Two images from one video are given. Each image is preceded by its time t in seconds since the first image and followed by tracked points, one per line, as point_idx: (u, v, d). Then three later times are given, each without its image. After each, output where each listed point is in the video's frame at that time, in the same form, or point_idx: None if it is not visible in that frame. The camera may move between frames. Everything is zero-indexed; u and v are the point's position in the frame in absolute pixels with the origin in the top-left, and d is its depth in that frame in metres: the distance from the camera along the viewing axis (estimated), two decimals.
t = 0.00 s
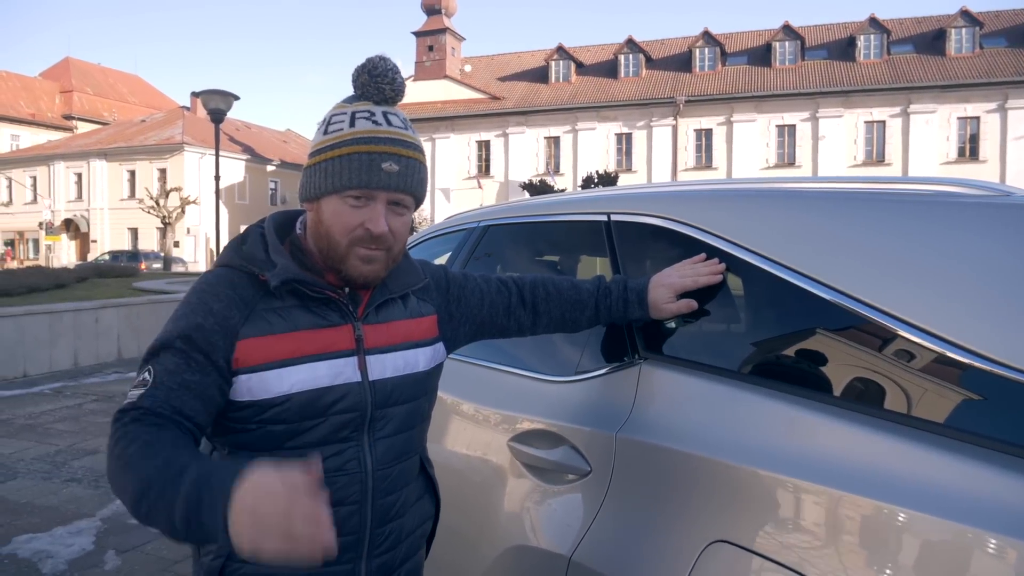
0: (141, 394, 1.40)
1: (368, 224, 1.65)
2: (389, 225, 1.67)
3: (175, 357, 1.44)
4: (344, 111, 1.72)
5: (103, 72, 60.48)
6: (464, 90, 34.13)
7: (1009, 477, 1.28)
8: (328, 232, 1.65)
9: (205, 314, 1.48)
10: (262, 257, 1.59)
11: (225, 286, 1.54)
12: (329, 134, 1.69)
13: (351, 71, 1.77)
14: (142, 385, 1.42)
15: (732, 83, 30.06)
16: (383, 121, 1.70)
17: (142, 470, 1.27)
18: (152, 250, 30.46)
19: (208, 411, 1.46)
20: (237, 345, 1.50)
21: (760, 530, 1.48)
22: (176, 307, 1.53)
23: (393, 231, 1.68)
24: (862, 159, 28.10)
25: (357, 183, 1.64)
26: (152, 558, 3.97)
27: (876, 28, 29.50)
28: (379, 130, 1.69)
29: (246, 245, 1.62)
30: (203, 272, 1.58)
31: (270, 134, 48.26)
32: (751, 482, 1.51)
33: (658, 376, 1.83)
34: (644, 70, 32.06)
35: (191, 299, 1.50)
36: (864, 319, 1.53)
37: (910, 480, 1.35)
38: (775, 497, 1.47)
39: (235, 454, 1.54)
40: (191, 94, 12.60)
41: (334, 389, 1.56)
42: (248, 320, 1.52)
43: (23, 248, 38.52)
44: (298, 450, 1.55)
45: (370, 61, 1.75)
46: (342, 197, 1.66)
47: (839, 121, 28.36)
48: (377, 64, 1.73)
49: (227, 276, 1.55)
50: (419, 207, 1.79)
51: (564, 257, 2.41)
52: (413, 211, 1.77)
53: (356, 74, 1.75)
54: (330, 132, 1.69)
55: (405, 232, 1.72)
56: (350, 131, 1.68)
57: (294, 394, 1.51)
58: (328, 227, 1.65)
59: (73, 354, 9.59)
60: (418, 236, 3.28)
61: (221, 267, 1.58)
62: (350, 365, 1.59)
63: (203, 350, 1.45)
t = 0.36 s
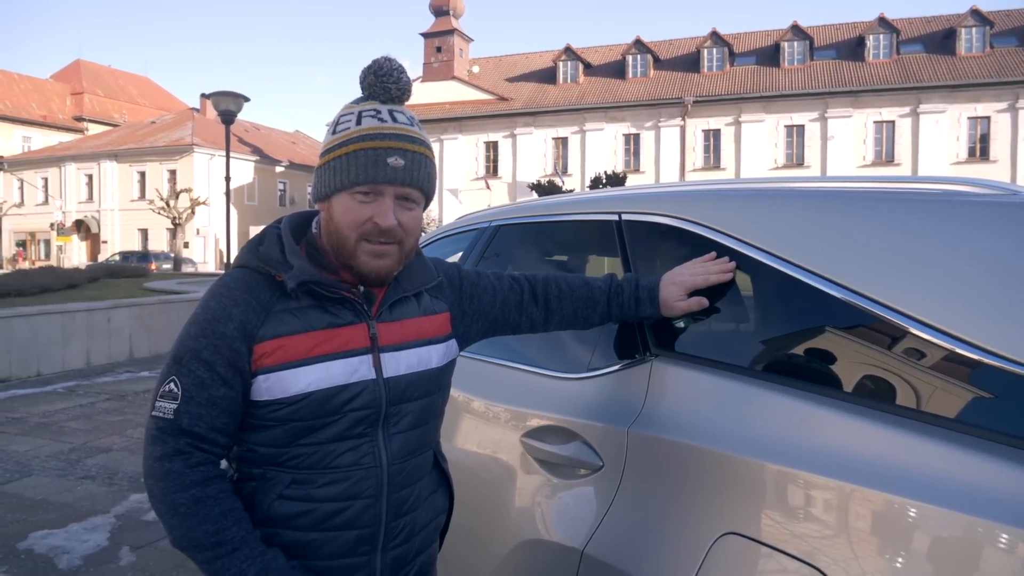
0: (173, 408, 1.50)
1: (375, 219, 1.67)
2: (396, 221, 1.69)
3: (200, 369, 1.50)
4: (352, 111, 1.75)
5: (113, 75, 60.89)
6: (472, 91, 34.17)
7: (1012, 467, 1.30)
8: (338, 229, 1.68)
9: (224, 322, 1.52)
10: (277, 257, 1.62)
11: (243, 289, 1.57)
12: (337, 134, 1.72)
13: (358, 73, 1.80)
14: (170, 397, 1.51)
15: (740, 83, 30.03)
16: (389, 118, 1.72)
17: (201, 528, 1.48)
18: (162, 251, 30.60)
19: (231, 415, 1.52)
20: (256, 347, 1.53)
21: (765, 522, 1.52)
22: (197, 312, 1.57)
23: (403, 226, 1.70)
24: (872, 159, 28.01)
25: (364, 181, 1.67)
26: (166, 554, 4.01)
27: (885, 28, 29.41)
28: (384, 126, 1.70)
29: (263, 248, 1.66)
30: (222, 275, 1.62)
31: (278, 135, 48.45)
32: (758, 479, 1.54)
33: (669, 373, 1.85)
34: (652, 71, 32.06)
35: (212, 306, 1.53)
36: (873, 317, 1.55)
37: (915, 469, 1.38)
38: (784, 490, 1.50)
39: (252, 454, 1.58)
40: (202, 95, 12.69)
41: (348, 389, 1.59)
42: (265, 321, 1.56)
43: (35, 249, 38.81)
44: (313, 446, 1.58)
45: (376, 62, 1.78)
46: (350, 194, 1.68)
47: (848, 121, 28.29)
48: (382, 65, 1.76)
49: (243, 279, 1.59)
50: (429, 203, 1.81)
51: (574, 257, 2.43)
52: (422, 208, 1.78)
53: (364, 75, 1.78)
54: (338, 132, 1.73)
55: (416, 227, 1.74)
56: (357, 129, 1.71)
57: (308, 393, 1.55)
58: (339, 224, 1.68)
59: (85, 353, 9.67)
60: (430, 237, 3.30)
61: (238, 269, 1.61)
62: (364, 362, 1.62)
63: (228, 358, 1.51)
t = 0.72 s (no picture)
0: (176, 388, 1.50)
1: (379, 214, 1.69)
2: (400, 215, 1.71)
3: (207, 353, 1.52)
4: (357, 109, 1.77)
5: (124, 77, 61.33)
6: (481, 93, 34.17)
7: (1015, 460, 1.31)
8: (344, 224, 1.71)
9: (234, 312, 1.55)
10: (288, 253, 1.65)
11: (255, 284, 1.60)
12: (343, 131, 1.75)
13: (364, 71, 1.82)
14: (176, 378, 1.52)
15: (749, 84, 29.98)
16: (392, 115, 1.75)
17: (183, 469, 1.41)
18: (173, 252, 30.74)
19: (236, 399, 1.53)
20: (266, 338, 1.56)
21: (775, 513, 1.52)
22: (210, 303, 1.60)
23: (407, 220, 1.72)
24: (882, 160, 27.89)
25: (368, 176, 1.69)
26: (179, 551, 4.05)
27: (895, 28, 29.33)
28: (388, 122, 1.73)
29: (273, 246, 1.68)
30: (234, 271, 1.65)
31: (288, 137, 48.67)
32: (766, 469, 1.55)
33: (677, 368, 1.87)
34: (661, 72, 32.05)
35: (225, 296, 1.56)
36: (881, 313, 1.56)
37: (921, 463, 1.39)
38: (794, 482, 1.51)
39: (265, 444, 1.61)
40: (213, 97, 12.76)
41: (357, 380, 1.61)
42: (276, 313, 1.58)
43: (46, 249, 39.07)
44: (322, 436, 1.60)
45: (380, 60, 1.80)
46: (355, 189, 1.71)
47: (858, 122, 28.19)
48: (386, 64, 1.78)
49: (254, 273, 1.62)
50: (433, 199, 1.83)
51: (582, 255, 2.46)
52: (426, 203, 1.81)
53: (369, 74, 1.81)
54: (344, 129, 1.75)
55: (420, 222, 1.76)
56: (362, 127, 1.73)
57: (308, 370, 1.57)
58: (345, 220, 1.71)
59: (97, 353, 9.74)
60: (440, 236, 3.30)
61: (249, 265, 1.64)
62: (372, 355, 1.64)
63: (233, 342, 1.52)
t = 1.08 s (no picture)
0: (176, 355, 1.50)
1: (391, 211, 1.70)
2: (411, 212, 1.73)
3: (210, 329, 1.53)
4: (369, 108, 1.79)
5: (132, 78, 61.61)
6: (488, 93, 34.16)
7: (1021, 456, 1.32)
8: (355, 221, 1.72)
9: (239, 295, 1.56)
10: (300, 249, 1.67)
11: (264, 274, 1.61)
12: (355, 129, 1.77)
13: (378, 71, 1.85)
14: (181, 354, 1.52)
15: (756, 84, 29.90)
16: (404, 114, 1.77)
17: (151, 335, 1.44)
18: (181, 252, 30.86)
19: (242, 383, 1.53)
20: (274, 329, 1.56)
21: (785, 508, 1.53)
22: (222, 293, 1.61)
23: (418, 219, 1.74)
24: (890, 160, 27.82)
25: (379, 173, 1.71)
26: (189, 548, 4.07)
27: (904, 27, 29.23)
28: (399, 122, 1.75)
29: (282, 239, 1.70)
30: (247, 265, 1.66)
31: (295, 137, 48.83)
32: (774, 462, 1.56)
33: (684, 365, 1.88)
34: (668, 72, 32.03)
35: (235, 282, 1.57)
36: (890, 311, 1.57)
37: (928, 458, 1.40)
38: (802, 475, 1.52)
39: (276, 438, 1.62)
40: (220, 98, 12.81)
41: (366, 374, 1.63)
42: (286, 307, 1.59)
43: (55, 250, 39.25)
44: (334, 430, 1.62)
45: (394, 60, 1.83)
46: (367, 186, 1.72)
47: (866, 122, 28.11)
48: (400, 64, 1.81)
49: (265, 266, 1.63)
50: (443, 198, 1.85)
51: (588, 253, 2.47)
52: (437, 202, 1.82)
53: (382, 75, 1.84)
54: (356, 127, 1.77)
55: (430, 220, 1.78)
56: (374, 124, 1.75)
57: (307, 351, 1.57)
58: (356, 216, 1.72)
59: (106, 352, 9.80)
60: (448, 235, 3.32)
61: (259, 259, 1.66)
62: (382, 351, 1.66)
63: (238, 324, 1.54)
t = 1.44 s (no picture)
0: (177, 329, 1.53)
1: (404, 211, 1.71)
2: (424, 212, 1.74)
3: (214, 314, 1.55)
4: (384, 107, 1.80)
5: (139, 79, 61.87)
6: (493, 93, 34.16)
7: None
8: (368, 219, 1.73)
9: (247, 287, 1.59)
10: (307, 247, 1.68)
11: (272, 270, 1.63)
12: (369, 128, 1.78)
13: (392, 71, 1.87)
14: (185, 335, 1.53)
15: (763, 84, 29.85)
16: (419, 114, 1.79)
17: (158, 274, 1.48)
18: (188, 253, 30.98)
19: (245, 369, 1.55)
20: (281, 324, 1.58)
21: (791, 502, 1.54)
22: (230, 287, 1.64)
23: (430, 219, 1.75)
24: (897, 160, 27.73)
25: (394, 172, 1.72)
26: (196, 546, 4.09)
27: (911, 27, 29.13)
28: (414, 122, 1.76)
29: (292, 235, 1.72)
30: (254, 263, 1.68)
31: (301, 137, 48.94)
32: (776, 456, 1.57)
33: (690, 362, 1.89)
34: (674, 71, 31.98)
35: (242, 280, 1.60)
36: (896, 310, 1.57)
37: (933, 453, 1.40)
38: (806, 467, 1.52)
39: (283, 436, 1.63)
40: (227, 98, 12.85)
41: (374, 371, 1.65)
42: (295, 303, 1.61)
43: (63, 250, 39.39)
44: (342, 427, 1.63)
45: (409, 61, 1.85)
46: (379, 185, 1.73)
47: (873, 122, 28.04)
48: (415, 64, 1.83)
49: (273, 264, 1.65)
50: (455, 199, 1.86)
51: (594, 252, 2.48)
52: (449, 203, 1.83)
53: (397, 74, 1.85)
54: (370, 126, 1.78)
55: (442, 221, 1.79)
56: (389, 123, 1.76)
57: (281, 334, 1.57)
58: (368, 215, 1.73)
59: (114, 351, 9.85)
60: (456, 233, 3.32)
61: (267, 256, 1.68)
62: (389, 348, 1.67)
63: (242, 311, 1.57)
